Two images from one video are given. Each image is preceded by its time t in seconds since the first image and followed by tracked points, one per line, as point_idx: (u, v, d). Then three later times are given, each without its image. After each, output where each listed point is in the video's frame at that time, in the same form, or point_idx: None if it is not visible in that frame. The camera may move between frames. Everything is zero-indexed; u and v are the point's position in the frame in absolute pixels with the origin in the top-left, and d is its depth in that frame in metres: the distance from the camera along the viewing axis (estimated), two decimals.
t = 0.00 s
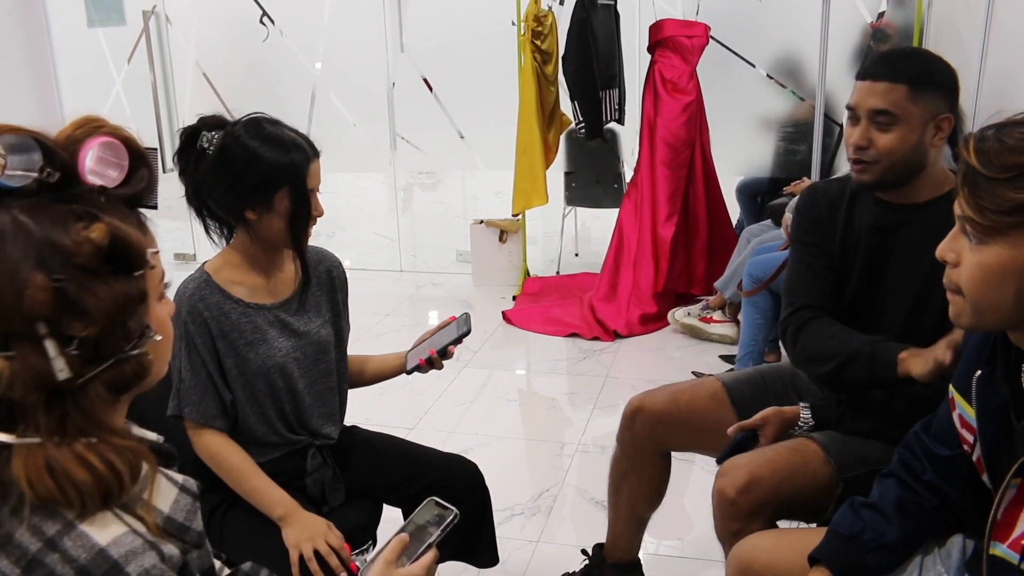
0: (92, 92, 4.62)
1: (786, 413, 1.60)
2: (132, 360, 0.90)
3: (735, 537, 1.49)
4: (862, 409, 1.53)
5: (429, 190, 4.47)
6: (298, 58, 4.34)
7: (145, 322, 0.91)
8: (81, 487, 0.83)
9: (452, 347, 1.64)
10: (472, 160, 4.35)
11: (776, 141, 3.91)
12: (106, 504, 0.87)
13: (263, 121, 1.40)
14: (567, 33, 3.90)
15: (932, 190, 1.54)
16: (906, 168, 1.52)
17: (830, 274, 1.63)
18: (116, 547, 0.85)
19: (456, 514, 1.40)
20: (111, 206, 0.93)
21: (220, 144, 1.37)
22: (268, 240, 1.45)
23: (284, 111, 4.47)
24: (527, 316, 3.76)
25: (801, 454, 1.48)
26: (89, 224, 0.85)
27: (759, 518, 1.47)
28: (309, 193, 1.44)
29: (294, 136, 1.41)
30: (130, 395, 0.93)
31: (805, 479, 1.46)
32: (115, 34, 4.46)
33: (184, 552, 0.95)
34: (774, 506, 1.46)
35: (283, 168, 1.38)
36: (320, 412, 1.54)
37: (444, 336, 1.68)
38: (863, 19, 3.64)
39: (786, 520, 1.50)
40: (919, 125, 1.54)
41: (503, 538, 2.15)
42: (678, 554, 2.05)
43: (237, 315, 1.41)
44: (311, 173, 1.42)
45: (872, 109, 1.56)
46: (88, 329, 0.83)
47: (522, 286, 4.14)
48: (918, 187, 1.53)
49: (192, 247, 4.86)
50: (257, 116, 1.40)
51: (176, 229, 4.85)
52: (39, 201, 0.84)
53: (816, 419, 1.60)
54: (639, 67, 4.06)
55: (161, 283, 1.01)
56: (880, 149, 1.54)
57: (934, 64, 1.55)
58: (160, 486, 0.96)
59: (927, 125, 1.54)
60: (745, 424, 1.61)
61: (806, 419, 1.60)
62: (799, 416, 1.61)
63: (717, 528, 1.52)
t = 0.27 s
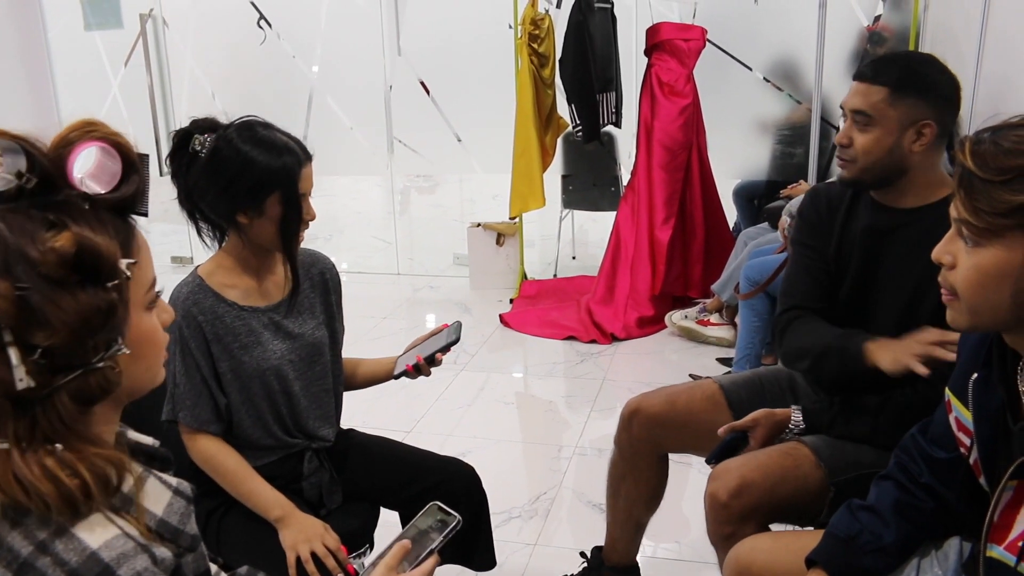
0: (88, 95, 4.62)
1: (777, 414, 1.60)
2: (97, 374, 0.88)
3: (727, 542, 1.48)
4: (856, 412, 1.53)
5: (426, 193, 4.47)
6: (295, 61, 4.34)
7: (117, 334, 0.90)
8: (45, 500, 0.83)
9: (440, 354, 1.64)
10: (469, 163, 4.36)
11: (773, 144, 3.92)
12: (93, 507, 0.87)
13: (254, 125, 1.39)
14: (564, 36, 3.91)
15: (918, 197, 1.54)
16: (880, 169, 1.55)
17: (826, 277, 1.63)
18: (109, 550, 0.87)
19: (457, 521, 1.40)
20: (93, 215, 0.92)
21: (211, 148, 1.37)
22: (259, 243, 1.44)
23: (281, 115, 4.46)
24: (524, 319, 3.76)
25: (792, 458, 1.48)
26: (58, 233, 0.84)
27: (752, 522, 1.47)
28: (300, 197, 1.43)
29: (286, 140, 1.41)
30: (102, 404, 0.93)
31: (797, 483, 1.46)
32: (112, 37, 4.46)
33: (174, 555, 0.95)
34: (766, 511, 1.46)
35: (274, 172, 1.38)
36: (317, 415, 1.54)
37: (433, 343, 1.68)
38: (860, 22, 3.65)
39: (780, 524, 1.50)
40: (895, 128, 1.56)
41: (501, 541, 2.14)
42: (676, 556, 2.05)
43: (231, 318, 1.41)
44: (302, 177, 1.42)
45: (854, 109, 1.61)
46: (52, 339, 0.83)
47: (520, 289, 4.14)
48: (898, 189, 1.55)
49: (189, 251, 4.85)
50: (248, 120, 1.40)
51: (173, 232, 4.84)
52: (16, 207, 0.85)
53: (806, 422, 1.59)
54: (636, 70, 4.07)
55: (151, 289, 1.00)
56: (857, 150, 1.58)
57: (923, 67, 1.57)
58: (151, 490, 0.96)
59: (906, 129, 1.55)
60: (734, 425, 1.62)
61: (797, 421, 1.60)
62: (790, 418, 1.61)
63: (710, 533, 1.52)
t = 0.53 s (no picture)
0: (87, 99, 4.62)
1: (774, 419, 1.61)
2: (84, 378, 0.88)
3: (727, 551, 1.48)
4: (850, 426, 1.51)
5: (424, 197, 4.48)
6: (293, 65, 4.34)
7: (106, 338, 0.90)
8: (33, 505, 0.83)
9: (424, 359, 1.61)
10: (467, 166, 4.36)
11: (771, 148, 3.92)
12: (83, 511, 0.87)
13: (249, 129, 1.40)
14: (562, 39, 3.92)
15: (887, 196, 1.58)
16: (843, 168, 1.63)
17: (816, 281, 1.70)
18: (103, 552, 0.87)
19: (458, 526, 1.40)
20: (84, 218, 0.91)
21: (207, 151, 1.37)
22: (252, 248, 1.45)
23: (279, 118, 4.47)
24: (523, 323, 3.76)
25: (790, 466, 1.48)
26: (44, 238, 0.85)
27: (751, 531, 1.47)
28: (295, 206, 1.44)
29: (284, 148, 1.41)
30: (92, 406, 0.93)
31: (796, 491, 1.46)
32: (110, 41, 4.47)
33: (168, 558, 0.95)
34: (765, 519, 1.46)
35: (269, 178, 1.38)
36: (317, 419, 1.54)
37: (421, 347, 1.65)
38: (858, 25, 3.66)
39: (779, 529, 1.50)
40: (854, 129, 1.61)
41: (499, 544, 2.14)
42: (674, 559, 2.05)
43: (229, 322, 1.42)
44: (296, 185, 1.43)
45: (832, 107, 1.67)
46: (37, 344, 0.83)
47: (518, 292, 4.14)
48: (870, 188, 1.60)
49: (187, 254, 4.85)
50: (247, 125, 1.40)
51: (172, 236, 4.84)
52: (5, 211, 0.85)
53: (802, 428, 1.59)
54: (634, 73, 4.08)
55: (144, 295, 1.00)
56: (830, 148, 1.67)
57: (897, 68, 1.58)
58: (145, 492, 0.96)
59: (865, 131, 1.60)
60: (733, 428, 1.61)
61: (794, 427, 1.60)
62: (787, 422, 1.61)
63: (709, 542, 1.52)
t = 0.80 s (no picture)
0: (85, 101, 4.62)
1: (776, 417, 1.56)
2: (83, 378, 0.88)
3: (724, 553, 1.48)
4: (848, 426, 1.50)
5: (422, 199, 4.48)
6: (291, 67, 4.34)
7: (103, 338, 0.90)
8: (30, 506, 0.83)
9: (415, 361, 1.56)
10: (465, 168, 4.36)
11: (769, 150, 3.93)
12: (81, 512, 0.87)
13: (245, 131, 1.40)
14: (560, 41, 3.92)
15: (885, 199, 1.59)
16: (840, 174, 1.62)
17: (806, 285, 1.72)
18: (100, 553, 0.87)
19: (456, 527, 1.40)
20: (80, 219, 0.92)
21: (204, 152, 1.38)
22: (247, 250, 1.44)
23: (278, 120, 4.47)
24: (521, 324, 3.76)
25: (788, 470, 1.48)
26: (41, 237, 0.85)
27: (747, 533, 1.47)
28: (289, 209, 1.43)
29: (279, 150, 1.41)
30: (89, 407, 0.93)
31: (794, 494, 1.46)
32: (108, 43, 4.47)
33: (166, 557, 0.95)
34: (763, 521, 1.46)
35: (265, 180, 1.37)
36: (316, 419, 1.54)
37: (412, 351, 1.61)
38: (856, 28, 3.67)
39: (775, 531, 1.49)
40: (853, 133, 1.60)
41: (498, 546, 2.14)
42: (673, 561, 2.05)
43: (230, 322, 1.42)
44: (291, 187, 1.43)
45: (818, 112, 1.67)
46: (35, 344, 0.83)
47: (517, 294, 4.15)
48: (865, 192, 1.61)
49: (186, 256, 4.85)
50: (244, 126, 1.41)
51: (170, 238, 4.84)
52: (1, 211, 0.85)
53: (800, 429, 1.55)
54: (632, 75, 4.08)
55: (141, 295, 1.00)
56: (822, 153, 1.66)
57: (884, 71, 1.59)
58: (144, 493, 0.96)
59: (863, 135, 1.59)
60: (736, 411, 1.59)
61: (791, 428, 1.56)
62: (786, 423, 1.57)
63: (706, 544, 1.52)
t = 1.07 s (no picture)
0: (83, 103, 4.62)
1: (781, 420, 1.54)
2: (81, 380, 0.88)
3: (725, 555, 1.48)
4: (849, 428, 1.51)
5: (420, 200, 4.48)
6: (289, 68, 4.34)
7: (101, 339, 0.90)
8: (29, 508, 0.83)
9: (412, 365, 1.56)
10: (463, 169, 4.36)
11: (767, 150, 3.93)
12: (79, 514, 0.87)
13: (244, 133, 1.39)
14: (558, 42, 3.92)
15: (876, 200, 1.59)
16: (836, 171, 1.61)
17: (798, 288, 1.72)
18: (98, 556, 0.86)
19: (456, 529, 1.40)
20: (77, 221, 0.92)
21: (203, 154, 1.38)
22: (244, 253, 1.44)
23: (275, 122, 4.46)
24: (520, 325, 3.76)
25: (789, 471, 1.48)
26: (39, 239, 0.85)
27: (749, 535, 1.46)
28: (287, 212, 1.43)
29: (277, 152, 1.41)
30: (87, 409, 0.92)
31: (795, 495, 1.46)
32: (106, 45, 4.47)
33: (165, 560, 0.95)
34: (764, 522, 1.46)
35: (262, 183, 1.37)
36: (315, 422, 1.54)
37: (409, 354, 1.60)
38: (854, 28, 3.67)
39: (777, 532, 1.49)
40: (853, 131, 1.61)
41: (497, 547, 2.14)
42: (671, 562, 2.05)
43: (229, 324, 1.42)
44: (289, 191, 1.42)
45: (814, 110, 1.67)
46: (33, 346, 0.83)
47: (515, 295, 4.14)
48: (857, 192, 1.60)
49: (184, 258, 4.85)
50: (243, 129, 1.40)
51: (168, 240, 4.84)
52: None
53: (802, 430, 1.54)
54: (630, 76, 4.08)
55: (138, 297, 1.00)
56: (817, 150, 1.65)
57: (881, 72, 1.62)
58: (142, 496, 0.96)
59: (863, 133, 1.60)
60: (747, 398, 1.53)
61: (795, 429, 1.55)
62: (790, 426, 1.55)
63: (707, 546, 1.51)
